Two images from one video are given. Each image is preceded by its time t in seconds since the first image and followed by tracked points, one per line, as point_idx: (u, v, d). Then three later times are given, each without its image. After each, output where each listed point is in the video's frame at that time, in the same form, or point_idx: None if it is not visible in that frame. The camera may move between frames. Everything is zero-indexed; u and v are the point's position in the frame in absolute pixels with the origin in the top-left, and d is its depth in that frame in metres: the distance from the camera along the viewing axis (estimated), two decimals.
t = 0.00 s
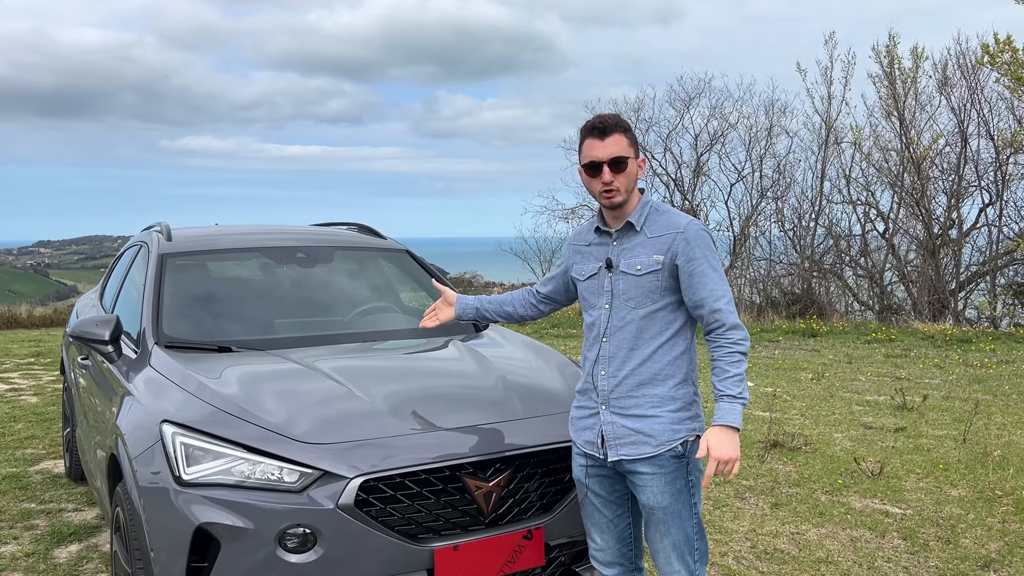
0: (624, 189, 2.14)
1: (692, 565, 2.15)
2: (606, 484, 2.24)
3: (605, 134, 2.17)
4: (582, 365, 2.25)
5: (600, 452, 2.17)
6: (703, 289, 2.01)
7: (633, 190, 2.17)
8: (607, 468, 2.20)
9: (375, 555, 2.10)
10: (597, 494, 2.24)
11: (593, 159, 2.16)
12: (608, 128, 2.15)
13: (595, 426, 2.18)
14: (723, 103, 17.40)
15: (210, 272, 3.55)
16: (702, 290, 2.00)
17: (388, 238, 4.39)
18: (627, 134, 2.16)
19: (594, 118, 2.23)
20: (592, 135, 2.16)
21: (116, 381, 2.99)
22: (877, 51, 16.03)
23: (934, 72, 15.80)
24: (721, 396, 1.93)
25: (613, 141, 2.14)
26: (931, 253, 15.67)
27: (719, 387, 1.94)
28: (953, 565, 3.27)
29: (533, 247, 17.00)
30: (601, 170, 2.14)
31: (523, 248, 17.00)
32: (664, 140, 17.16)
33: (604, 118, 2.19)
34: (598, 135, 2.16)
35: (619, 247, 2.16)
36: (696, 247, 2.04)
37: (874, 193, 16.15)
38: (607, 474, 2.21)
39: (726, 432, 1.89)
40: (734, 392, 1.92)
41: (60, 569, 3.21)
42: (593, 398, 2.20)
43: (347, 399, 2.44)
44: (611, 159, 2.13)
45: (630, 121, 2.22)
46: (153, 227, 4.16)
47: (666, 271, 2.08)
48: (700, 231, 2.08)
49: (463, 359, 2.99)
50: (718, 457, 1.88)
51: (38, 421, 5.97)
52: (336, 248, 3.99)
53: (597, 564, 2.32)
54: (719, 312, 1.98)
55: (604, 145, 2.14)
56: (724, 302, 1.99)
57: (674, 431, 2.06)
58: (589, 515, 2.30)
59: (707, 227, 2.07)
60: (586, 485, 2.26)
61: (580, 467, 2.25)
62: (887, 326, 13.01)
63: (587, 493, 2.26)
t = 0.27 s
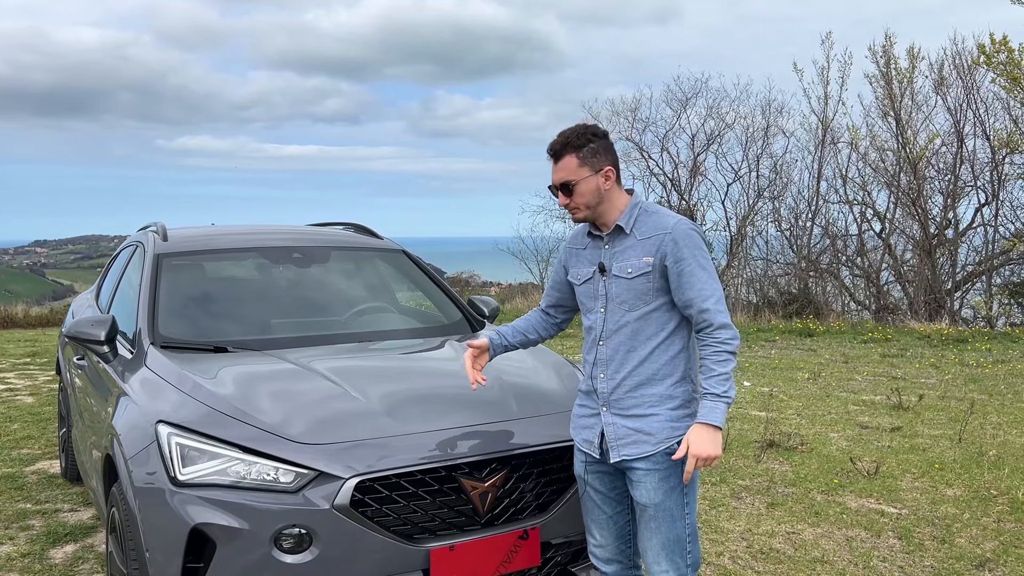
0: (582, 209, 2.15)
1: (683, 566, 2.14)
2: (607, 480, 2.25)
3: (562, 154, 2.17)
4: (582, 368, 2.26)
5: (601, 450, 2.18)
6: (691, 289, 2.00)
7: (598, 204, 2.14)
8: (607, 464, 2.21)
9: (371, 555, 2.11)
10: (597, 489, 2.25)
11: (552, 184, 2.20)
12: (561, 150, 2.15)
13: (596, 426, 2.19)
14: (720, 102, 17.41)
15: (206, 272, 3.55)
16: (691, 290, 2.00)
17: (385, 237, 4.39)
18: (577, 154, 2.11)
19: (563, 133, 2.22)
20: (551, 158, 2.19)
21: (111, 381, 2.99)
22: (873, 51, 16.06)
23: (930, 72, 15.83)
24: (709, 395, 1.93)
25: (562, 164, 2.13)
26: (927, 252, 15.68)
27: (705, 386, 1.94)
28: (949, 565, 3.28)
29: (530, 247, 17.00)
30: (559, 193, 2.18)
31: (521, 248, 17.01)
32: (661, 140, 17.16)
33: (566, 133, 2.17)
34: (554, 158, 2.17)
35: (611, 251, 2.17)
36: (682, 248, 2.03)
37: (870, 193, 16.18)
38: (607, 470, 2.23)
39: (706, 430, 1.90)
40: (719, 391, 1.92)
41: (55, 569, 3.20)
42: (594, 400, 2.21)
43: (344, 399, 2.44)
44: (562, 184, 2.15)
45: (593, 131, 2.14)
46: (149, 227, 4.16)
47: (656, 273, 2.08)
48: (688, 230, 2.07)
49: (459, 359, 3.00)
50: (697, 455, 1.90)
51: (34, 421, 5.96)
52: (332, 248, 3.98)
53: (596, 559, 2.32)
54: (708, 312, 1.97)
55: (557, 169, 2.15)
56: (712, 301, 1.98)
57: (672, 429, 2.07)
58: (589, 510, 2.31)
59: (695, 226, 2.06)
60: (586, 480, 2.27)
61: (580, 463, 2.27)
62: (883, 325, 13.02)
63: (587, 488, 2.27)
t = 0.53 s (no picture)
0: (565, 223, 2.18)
1: (680, 568, 2.13)
2: (611, 479, 2.25)
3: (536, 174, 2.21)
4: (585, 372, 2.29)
5: (604, 450, 2.19)
6: (675, 286, 1.99)
7: (579, 217, 2.16)
8: (611, 463, 2.22)
9: (366, 555, 2.11)
10: (601, 487, 2.26)
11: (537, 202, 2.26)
12: (534, 172, 2.19)
13: (599, 426, 2.21)
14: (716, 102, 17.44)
15: (202, 271, 3.54)
16: (675, 287, 1.99)
17: (381, 237, 4.39)
18: (545, 175, 2.14)
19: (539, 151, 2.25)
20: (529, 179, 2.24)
21: (107, 381, 2.98)
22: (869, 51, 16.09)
23: (926, 72, 15.86)
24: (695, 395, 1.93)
25: (535, 186, 2.18)
26: (923, 252, 15.71)
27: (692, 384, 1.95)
28: (943, 564, 3.29)
29: (527, 247, 17.01)
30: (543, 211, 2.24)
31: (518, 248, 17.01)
32: (657, 140, 17.17)
33: (538, 154, 2.21)
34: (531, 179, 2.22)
35: (602, 253, 2.17)
36: (664, 245, 2.02)
37: (866, 193, 16.21)
38: (611, 469, 2.24)
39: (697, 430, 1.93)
40: (707, 389, 1.92)
41: (51, 569, 3.20)
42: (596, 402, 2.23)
43: (339, 399, 2.44)
44: (541, 203, 2.19)
45: (560, 146, 2.15)
46: (145, 227, 4.15)
47: (643, 272, 2.08)
48: (670, 225, 2.05)
49: (456, 359, 3.00)
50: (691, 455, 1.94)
51: (29, 421, 5.95)
52: (328, 248, 3.98)
53: (600, 557, 2.35)
54: (691, 307, 1.96)
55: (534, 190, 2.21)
56: (696, 296, 1.96)
57: (671, 428, 2.06)
58: (594, 509, 2.33)
59: (678, 221, 2.04)
60: (591, 477, 2.28)
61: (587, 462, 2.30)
62: (878, 325, 13.04)
63: (592, 486, 2.29)
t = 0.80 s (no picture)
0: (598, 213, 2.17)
1: (714, 570, 2.13)
2: (622, 483, 2.25)
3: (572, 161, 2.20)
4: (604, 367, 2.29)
5: (618, 451, 2.18)
6: (693, 286, 1.97)
7: (611, 207, 2.15)
8: (623, 468, 2.22)
9: (362, 554, 2.10)
10: (609, 492, 2.27)
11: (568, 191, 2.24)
12: (570, 158, 2.19)
13: (612, 426, 2.20)
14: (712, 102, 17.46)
15: (197, 271, 3.53)
16: (694, 288, 1.97)
17: (377, 236, 4.38)
18: (582, 161, 2.14)
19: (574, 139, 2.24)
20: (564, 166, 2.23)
21: (101, 380, 2.97)
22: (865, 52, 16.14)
23: (921, 72, 15.91)
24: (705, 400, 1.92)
25: (571, 172, 2.17)
26: (918, 252, 15.82)
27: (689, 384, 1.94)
28: (938, 563, 3.30)
29: (523, 247, 17.01)
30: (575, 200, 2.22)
31: (514, 247, 16.99)
32: (654, 139, 17.19)
33: (575, 141, 2.21)
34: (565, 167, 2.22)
35: (625, 247, 2.18)
36: (687, 243, 2.00)
37: (862, 193, 16.25)
38: (624, 474, 2.23)
39: (676, 426, 1.91)
40: (700, 391, 1.91)
41: (45, 569, 3.19)
42: (612, 401, 2.22)
43: (335, 398, 2.43)
44: (574, 191, 2.18)
45: (599, 134, 2.15)
46: (140, 226, 4.14)
47: (664, 269, 2.07)
48: (694, 224, 2.03)
49: (452, 358, 3.00)
50: (662, 449, 1.92)
51: (23, 420, 5.92)
52: (324, 247, 3.98)
53: (602, 561, 2.35)
54: (707, 310, 1.94)
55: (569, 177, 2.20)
56: (714, 299, 1.94)
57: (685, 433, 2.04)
58: (601, 512, 2.33)
59: (704, 220, 2.02)
60: (601, 480, 2.29)
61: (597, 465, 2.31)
62: (874, 324, 13.06)
63: (602, 489, 2.29)
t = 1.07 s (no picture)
0: (632, 210, 2.15)
1: (736, 572, 2.14)
2: (644, 485, 2.27)
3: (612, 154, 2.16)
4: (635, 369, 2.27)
5: (651, 456, 2.18)
6: (747, 290, 1.97)
7: (650, 205, 2.13)
8: (652, 470, 2.23)
9: (357, 554, 2.10)
10: (628, 493, 2.28)
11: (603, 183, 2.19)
12: (611, 150, 2.15)
13: (647, 429, 2.20)
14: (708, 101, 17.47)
15: (193, 270, 3.52)
16: (745, 292, 1.97)
17: (373, 236, 4.38)
18: (626, 154, 2.11)
19: (613, 131, 2.20)
20: (603, 156, 2.18)
21: (96, 379, 2.96)
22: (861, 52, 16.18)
23: (917, 72, 15.95)
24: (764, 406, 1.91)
25: (612, 165, 2.13)
26: (913, 251, 15.87)
27: (752, 392, 1.93)
28: (933, 562, 3.30)
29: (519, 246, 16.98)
30: (609, 194, 2.17)
31: (510, 247, 16.97)
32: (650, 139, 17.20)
33: (616, 132, 2.17)
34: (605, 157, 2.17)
35: (660, 247, 2.15)
36: (738, 246, 2.00)
37: (857, 192, 16.28)
38: (648, 475, 2.25)
39: (746, 436, 1.90)
40: (765, 400, 1.90)
41: (40, 569, 3.18)
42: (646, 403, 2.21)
43: (331, 397, 2.43)
44: (612, 185, 2.14)
45: (645, 129, 2.13)
46: (135, 225, 4.13)
47: (710, 271, 2.05)
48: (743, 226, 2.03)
49: (448, 357, 3.00)
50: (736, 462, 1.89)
51: (18, 420, 5.91)
52: (320, 246, 3.97)
53: (609, 563, 2.35)
54: (761, 314, 1.94)
55: (608, 169, 2.15)
56: (767, 303, 1.94)
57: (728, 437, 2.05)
58: (614, 514, 2.34)
59: (753, 222, 2.02)
60: (621, 482, 2.31)
61: (620, 466, 2.31)
62: (869, 324, 13.09)
63: (618, 489, 2.32)
